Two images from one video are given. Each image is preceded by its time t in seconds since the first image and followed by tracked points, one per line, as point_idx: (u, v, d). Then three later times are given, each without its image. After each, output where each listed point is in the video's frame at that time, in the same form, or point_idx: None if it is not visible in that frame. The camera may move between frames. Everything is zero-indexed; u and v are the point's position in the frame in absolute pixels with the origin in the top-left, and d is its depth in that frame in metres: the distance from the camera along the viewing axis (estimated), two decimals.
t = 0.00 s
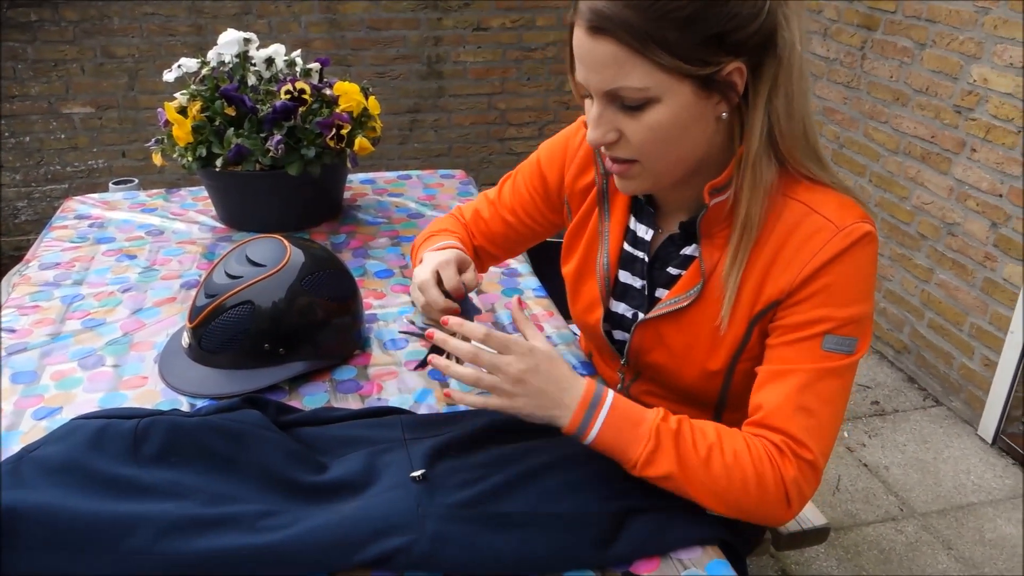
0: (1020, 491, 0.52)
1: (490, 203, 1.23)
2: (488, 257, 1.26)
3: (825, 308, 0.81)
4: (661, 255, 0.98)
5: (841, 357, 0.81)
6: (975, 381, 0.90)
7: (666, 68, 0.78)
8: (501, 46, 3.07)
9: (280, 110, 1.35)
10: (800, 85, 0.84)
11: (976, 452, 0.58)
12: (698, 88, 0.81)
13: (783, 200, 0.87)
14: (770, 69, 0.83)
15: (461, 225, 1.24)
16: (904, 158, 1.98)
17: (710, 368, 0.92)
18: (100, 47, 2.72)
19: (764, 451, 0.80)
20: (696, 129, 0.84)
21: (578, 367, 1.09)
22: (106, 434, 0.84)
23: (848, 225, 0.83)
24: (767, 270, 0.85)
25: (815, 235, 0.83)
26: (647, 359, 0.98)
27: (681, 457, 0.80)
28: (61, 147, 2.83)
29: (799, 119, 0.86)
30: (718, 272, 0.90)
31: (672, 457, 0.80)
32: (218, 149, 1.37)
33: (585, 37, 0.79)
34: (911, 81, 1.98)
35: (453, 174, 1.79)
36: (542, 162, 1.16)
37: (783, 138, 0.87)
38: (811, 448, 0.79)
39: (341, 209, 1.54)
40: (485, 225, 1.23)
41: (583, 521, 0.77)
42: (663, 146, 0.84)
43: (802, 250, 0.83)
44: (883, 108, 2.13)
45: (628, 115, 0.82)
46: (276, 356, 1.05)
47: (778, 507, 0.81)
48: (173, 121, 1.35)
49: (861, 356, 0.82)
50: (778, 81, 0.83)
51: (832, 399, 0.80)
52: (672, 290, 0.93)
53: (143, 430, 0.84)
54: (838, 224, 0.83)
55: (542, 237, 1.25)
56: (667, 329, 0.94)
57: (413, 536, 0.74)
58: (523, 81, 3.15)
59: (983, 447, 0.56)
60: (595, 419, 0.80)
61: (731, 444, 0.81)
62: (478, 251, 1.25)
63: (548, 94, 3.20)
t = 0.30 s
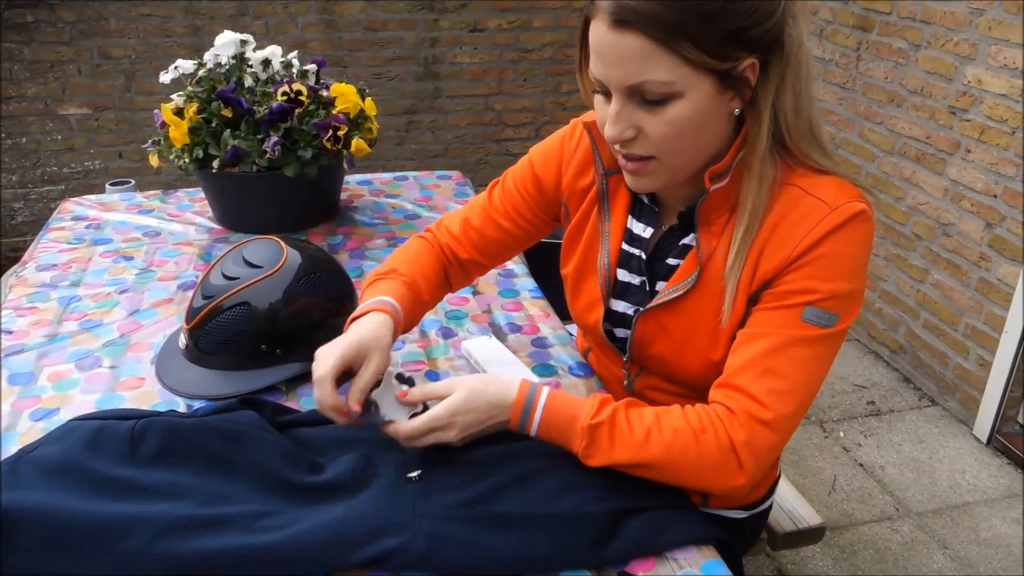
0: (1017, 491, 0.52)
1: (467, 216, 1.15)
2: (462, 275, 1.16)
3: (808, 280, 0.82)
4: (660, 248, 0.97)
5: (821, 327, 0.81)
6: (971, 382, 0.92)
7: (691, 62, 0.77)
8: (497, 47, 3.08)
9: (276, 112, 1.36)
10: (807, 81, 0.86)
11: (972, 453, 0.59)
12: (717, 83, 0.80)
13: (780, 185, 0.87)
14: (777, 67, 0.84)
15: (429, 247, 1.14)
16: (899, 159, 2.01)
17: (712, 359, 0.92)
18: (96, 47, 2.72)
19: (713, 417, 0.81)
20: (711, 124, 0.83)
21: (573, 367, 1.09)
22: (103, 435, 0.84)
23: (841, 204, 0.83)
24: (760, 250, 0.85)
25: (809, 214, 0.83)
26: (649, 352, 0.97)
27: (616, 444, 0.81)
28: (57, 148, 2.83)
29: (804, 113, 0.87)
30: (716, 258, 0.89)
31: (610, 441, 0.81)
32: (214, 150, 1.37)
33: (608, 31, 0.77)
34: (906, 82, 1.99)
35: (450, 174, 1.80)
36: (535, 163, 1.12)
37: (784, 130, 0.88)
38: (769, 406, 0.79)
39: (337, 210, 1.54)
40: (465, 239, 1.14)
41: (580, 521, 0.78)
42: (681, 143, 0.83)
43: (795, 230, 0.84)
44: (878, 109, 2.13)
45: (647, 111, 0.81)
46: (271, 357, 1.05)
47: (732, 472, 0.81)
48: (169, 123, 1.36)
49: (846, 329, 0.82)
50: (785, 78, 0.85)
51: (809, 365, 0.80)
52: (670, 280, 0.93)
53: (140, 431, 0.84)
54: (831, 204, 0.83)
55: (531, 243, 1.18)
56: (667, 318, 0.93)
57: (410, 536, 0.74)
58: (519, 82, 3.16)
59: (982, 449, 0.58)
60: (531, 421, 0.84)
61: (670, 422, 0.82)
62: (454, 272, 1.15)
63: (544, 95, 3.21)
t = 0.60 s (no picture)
0: None
1: (426, 232, 1.08)
2: (417, 299, 1.08)
3: (777, 292, 0.81)
4: (627, 267, 0.96)
5: (796, 337, 0.80)
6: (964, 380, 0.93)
7: (648, 62, 0.77)
8: (493, 50, 3.09)
9: (273, 115, 1.36)
10: (762, 92, 0.85)
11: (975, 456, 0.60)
12: (675, 88, 0.80)
13: (740, 195, 0.86)
14: (735, 80, 0.84)
15: (381, 269, 1.05)
16: (893, 160, 2.05)
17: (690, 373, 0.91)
18: (93, 50, 2.73)
19: (702, 433, 0.81)
20: (669, 133, 0.82)
21: (568, 368, 1.10)
22: (100, 438, 0.85)
23: (804, 210, 0.82)
24: (728, 263, 0.85)
25: (773, 224, 0.83)
26: (629, 370, 0.96)
27: (617, 442, 0.81)
28: (54, 151, 2.83)
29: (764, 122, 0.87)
30: (683, 275, 0.88)
31: (609, 444, 0.81)
32: (212, 153, 1.38)
33: (568, 27, 0.77)
34: (899, 84, 2.00)
35: (446, 176, 1.80)
36: (504, 179, 1.07)
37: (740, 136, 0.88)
38: (752, 418, 0.79)
39: (334, 212, 1.55)
40: (425, 256, 1.06)
41: (575, 522, 0.78)
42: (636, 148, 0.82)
43: (761, 239, 0.83)
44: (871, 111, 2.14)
45: (604, 112, 0.80)
46: (268, 359, 1.06)
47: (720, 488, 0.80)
48: (167, 126, 1.37)
49: (820, 334, 0.82)
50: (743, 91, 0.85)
51: (784, 375, 0.80)
52: (642, 300, 0.92)
53: (138, 434, 0.85)
54: (792, 211, 0.82)
55: (492, 260, 1.13)
56: (643, 337, 0.92)
57: (406, 537, 0.75)
58: (515, 84, 3.16)
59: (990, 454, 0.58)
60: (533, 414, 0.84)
61: (669, 431, 0.81)
62: (409, 295, 1.07)
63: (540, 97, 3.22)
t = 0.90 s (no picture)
0: None
1: (417, 248, 1.10)
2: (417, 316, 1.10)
3: (764, 303, 0.81)
4: (617, 280, 0.95)
5: (783, 348, 0.81)
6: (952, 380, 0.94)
7: (625, 80, 0.77)
8: (490, 53, 3.09)
9: (270, 119, 1.36)
10: (745, 101, 0.85)
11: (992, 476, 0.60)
12: (655, 103, 0.80)
13: (728, 205, 0.86)
14: (717, 91, 0.84)
15: (377, 283, 1.08)
16: (888, 162, 2.05)
17: (681, 384, 0.92)
18: (90, 54, 2.73)
19: (686, 449, 0.81)
20: (651, 147, 0.83)
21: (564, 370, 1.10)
22: (99, 440, 0.85)
23: (790, 222, 0.82)
24: (716, 274, 0.85)
25: (760, 235, 0.83)
26: (622, 379, 0.97)
27: (596, 466, 0.81)
28: (51, 155, 2.83)
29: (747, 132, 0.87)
30: (672, 286, 0.89)
31: (592, 468, 0.81)
32: (209, 157, 1.38)
33: (545, 49, 0.78)
34: (894, 87, 2.00)
35: (443, 179, 1.81)
36: (490, 194, 1.07)
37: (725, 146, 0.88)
38: (736, 429, 0.79)
39: (331, 215, 1.55)
40: (418, 270, 1.08)
41: (573, 522, 0.79)
42: (618, 164, 0.82)
43: (749, 250, 0.83)
44: (867, 112, 2.14)
45: (585, 130, 0.81)
46: (266, 362, 1.06)
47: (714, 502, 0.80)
48: (164, 130, 1.36)
49: (808, 345, 0.82)
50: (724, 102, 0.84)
51: (771, 386, 0.80)
52: (632, 310, 0.92)
53: (138, 435, 0.86)
54: (779, 223, 0.82)
55: (489, 272, 1.13)
56: (634, 348, 0.93)
57: (404, 538, 0.75)
58: (512, 87, 3.17)
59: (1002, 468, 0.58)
60: (511, 457, 0.81)
61: (647, 456, 0.82)
62: (406, 307, 1.08)
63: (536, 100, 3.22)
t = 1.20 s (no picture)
0: None
1: (437, 238, 1.13)
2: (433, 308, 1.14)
3: (770, 307, 0.81)
4: (624, 275, 0.96)
5: (787, 353, 0.81)
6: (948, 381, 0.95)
7: (641, 74, 0.78)
8: (488, 55, 3.10)
9: (270, 120, 1.37)
10: (756, 100, 0.86)
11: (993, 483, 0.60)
12: (670, 97, 0.80)
13: (736, 208, 0.86)
14: (729, 87, 0.84)
15: (401, 272, 1.12)
16: (886, 165, 2.06)
17: (681, 383, 0.92)
18: (89, 57, 2.73)
19: (685, 451, 0.82)
20: (665, 141, 0.83)
21: (564, 371, 1.10)
22: (99, 442, 0.86)
23: (799, 228, 0.82)
24: (722, 275, 0.85)
25: (768, 239, 0.83)
26: (622, 376, 0.97)
27: (596, 482, 0.80)
28: (50, 157, 2.84)
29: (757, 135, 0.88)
30: (678, 286, 0.89)
31: (593, 485, 0.80)
32: (208, 159, 1.38)
33: (560, 43, 0.78)
34: (891, 89, 2.01)
35: (442, 182, 1.81)
36: (500, 191, 1.09)
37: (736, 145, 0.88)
38: (739, 432, 0.79)
39: (330, 218, 1.55)
40: (435, 261, 1.12)
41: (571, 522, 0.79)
42: (633, 157, 0.82)
43: (756, 253, 0.83)
44: (864, 115, 2.15)
45: (600, 124, 0.81)
46: (266, 363, 1.06)
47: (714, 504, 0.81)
48: (163, 132, 1.36)
49: (812, 351, 0.82)
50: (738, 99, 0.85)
51: (774, 390, 0.80)
52: (636, 307, 0.93)
53: (137, 437, 0.87)
54: (788, 227, 0.82)
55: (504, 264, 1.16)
56: (636, 345, 0.93)
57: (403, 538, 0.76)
58: (511, 90, 3.17)
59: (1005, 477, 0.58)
60: (511, 485, 0.80)
61: (648, 464, 0.82)
62: (425, 298, 1.13)
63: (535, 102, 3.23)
